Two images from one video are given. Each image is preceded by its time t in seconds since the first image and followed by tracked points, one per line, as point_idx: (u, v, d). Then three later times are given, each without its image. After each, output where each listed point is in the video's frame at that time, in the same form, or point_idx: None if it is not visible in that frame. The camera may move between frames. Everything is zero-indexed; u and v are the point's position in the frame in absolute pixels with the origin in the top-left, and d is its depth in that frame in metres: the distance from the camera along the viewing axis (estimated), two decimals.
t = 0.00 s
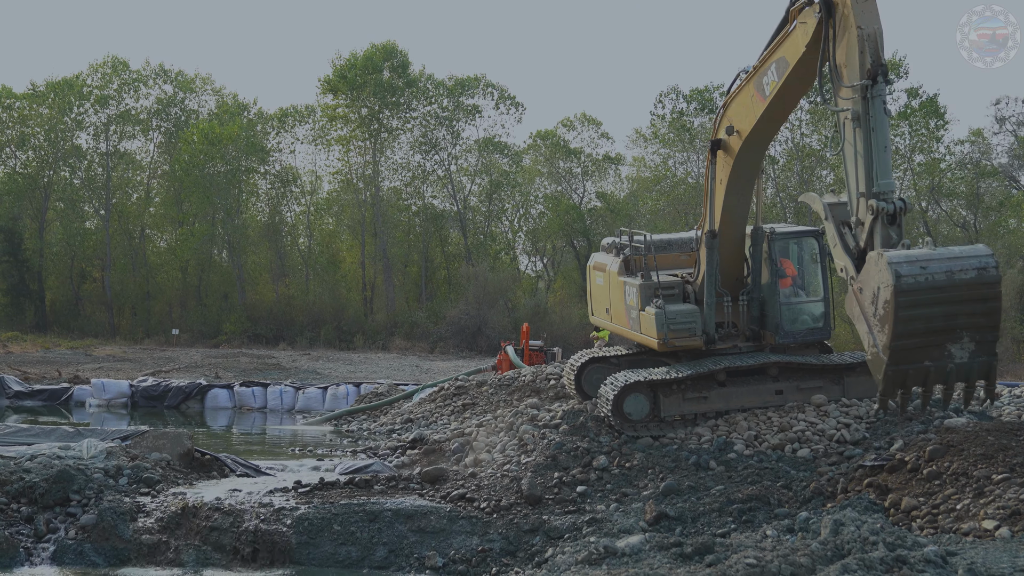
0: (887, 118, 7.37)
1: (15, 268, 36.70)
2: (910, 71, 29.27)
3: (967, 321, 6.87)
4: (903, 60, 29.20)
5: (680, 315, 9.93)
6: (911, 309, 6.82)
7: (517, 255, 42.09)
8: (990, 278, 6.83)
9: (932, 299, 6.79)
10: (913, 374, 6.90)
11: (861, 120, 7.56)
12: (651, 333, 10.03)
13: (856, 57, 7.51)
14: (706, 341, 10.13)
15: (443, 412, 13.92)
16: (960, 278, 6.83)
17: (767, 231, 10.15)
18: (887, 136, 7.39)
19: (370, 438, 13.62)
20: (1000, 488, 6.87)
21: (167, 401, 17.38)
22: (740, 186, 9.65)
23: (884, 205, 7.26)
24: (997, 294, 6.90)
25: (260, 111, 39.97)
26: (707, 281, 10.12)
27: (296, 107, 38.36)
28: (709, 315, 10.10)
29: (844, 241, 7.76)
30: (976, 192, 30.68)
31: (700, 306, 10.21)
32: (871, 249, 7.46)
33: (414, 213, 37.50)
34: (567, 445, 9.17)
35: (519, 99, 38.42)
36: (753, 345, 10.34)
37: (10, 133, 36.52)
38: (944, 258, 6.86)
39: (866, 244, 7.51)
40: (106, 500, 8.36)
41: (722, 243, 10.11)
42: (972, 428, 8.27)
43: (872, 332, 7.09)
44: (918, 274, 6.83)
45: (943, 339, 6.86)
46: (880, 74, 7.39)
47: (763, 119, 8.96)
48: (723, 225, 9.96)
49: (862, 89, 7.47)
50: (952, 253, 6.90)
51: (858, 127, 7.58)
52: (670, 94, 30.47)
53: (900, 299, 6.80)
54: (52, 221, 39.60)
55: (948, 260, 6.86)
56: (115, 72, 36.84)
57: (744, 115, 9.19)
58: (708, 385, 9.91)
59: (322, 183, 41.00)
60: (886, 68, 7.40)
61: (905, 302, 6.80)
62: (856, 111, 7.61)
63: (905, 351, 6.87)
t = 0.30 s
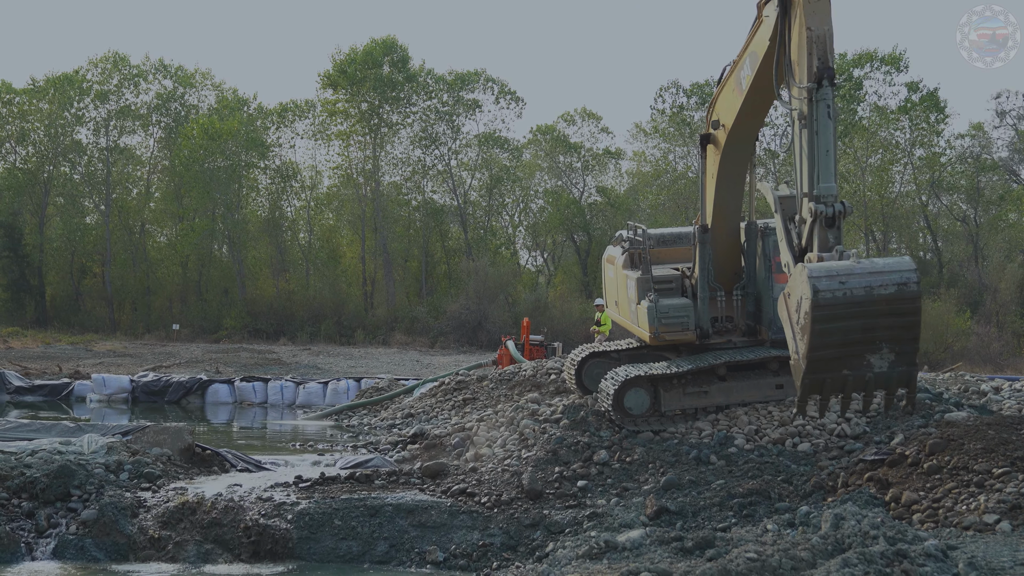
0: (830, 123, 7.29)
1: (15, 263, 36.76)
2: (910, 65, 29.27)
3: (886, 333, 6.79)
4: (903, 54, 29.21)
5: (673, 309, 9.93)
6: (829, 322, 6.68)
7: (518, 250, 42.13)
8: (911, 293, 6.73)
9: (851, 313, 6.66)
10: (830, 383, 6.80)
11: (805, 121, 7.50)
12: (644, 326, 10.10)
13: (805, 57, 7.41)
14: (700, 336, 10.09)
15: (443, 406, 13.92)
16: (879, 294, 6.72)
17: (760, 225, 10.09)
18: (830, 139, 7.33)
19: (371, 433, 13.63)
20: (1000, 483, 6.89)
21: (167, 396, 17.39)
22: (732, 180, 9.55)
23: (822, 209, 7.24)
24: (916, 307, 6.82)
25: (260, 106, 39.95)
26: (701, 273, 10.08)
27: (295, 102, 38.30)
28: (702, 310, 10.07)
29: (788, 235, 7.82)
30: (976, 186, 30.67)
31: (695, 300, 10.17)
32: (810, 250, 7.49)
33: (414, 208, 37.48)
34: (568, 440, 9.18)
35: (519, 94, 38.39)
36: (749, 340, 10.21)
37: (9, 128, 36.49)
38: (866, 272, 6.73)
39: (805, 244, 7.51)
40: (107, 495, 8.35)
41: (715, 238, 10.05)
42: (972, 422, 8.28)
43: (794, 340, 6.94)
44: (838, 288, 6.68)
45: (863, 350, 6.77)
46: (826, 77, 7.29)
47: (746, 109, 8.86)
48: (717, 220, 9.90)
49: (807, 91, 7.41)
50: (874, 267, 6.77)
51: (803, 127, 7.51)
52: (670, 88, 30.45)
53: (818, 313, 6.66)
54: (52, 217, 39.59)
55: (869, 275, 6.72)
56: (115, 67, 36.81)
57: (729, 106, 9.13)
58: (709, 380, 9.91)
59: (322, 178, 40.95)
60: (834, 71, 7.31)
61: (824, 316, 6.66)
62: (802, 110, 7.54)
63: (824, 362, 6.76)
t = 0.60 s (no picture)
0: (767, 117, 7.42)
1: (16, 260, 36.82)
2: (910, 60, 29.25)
3: (801, 331, 6.85)
4: (903, 50, 29.18)
5: (665, 304, 10.09)
6: (742, 321, 6.79)
7: (518, 246, 42.11)
8: (825, 294, 6.69)
9: (763, 314, 6.72)
10: (748, 376, 7.04)
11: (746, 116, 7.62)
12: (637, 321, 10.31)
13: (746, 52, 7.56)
14: (692, 331, 10.16)
15: (443, 402, 13.93)
16: (793, 295, 6.69)
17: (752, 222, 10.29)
18: (767, 135, 7.44)
19: (371, 429, 13.65)
20: (999, 479, 6.89)
21: (168, 393, 17.40)
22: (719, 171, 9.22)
23: (756, 202, 7.32)
24: (833, 304, 6.80)
25: (259, 102, 39.90)
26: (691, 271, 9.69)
27: (295, 98, 38.27)
28: (695, 307, 10.04)
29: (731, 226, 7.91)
30: (976, 181, 30.60)
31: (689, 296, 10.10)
32: (747, 241, 7.57)
33: (413, 204, 37.43)
34: (568, 436, 9.18)
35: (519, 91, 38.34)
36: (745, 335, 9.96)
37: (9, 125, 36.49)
38: (781, 273, 6.69)
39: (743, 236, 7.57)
40: (106, 492, 8.36)
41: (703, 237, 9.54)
42: (971, 418, 8.29)
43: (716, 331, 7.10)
44: (751, 290, 6.70)
45: (779, 349, 6.89)
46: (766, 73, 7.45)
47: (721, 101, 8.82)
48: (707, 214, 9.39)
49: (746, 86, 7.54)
50: (791, 267, 6.72)
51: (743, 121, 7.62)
52: (670, 84, 30.43)
53: (731, 313, 6.75)
54: (52, 213, 39.58)
55: (783, 276, 6.69)
56: (115, 64, 36.78)
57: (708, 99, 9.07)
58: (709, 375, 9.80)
59: (322, 175, 40.89)
60: (771, 69, 7.46)
61: (737, 317, 6.75)
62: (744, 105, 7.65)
63: (738, 357, 6.95)
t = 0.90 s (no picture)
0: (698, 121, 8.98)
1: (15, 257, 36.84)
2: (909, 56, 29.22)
3: (720, 328, 8.16)
4: (903, 46, 29.14)
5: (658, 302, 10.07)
6: (664, 316, 8.13)
7: (518, 242, 42.06)
8: (737, 295, 8.01)
9: (682, 313, 8.08)
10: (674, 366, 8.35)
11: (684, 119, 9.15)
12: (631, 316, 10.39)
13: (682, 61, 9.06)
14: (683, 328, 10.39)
15: (444, 399, 13.93)
16: (709, 295, 8.02)
17: (743, 221, 10.19)
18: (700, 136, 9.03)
19: (371, 427, 13.64)
20: (999, 475, 6.90)
21: (168, 390, 17.41)
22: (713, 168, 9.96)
23: (690, 197, 9.03)
24: (747, 304, 8.06)
25: (259, 99, 39.85)
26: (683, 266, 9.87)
27: (294, 95, 38.23)
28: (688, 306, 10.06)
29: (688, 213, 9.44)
30: (977, 177, 30.57)
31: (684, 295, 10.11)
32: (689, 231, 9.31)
33: (413, 201, 37.39)
34: (568, 432, 9.18)
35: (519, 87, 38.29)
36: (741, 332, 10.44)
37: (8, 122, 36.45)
38: (699, 276, 8.01)
39: (682, 225, 9.33)
40: (106, 490, 8.36)
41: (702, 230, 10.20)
42: (971, 414, 8.29)
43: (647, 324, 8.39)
44: (670, 289, 8.04)
45: (700, 343, 8.22)
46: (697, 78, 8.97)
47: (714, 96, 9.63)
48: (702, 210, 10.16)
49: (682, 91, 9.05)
50: (709, 271, 8.02)
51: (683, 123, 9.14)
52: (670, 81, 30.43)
53: (655, 309, 8.11)
54: (51, 211, 39.54)
55: (701, 279, 8.01)
56: (115, 61, 36.76)
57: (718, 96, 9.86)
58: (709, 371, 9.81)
59: (321, 171, 40.84)
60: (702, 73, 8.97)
61: (660, 313, 8.11)
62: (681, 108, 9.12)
63: (663, 350, 8.29)
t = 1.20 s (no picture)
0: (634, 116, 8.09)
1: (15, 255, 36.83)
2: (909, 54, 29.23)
3: (650, 323, 7.37)
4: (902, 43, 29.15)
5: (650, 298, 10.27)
6: (592, 311, 7.39)
7: (517, 240, 42.03)
8: (664, 293, 7.13)
9: (607, 309, 7.31)
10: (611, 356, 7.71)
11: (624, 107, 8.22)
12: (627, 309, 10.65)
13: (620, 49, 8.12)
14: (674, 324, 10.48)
15: (443, 397, 13.93)
16: (634, 292, 7.16)
17: (732, 219, 10.17)
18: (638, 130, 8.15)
19: (371, 424, 13.64)
20: (999, 473, 6.89)
21: (167, 388, 17.40)
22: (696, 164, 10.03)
23: (631, 191, 8.10)
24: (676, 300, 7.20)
25: (259, 96, 39.84)
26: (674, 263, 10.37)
27: (294, 93, 38.23)
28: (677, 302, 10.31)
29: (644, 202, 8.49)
30: (976, 175, 30.60)
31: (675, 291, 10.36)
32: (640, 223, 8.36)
33: (413, 198, 37.39)
34: (567, 430, 9.17)
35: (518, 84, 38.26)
36: (727, 333, 10.26)
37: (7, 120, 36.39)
38: (625, 270, 7.20)
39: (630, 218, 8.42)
40: (106, 487, 8.36)
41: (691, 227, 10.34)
42: (971, 411, 8.29)
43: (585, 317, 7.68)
44: (597, 285, 7.25)
45: (633, 336, 7.49)
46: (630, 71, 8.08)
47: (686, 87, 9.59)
48: (689, 207, 10.26)
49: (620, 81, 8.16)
50: (635, 266, 7.20)
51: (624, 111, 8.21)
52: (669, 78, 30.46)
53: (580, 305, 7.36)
54: (50, 208, 39.49)
55: (626, 274, 7.18)
56: (115, 58, 36.74)
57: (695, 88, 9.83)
58: (709, 369, 9.82)
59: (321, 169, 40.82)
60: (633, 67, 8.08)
61: (585, 308, 7.36)
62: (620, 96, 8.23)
63: (598, 342, 7.63)
